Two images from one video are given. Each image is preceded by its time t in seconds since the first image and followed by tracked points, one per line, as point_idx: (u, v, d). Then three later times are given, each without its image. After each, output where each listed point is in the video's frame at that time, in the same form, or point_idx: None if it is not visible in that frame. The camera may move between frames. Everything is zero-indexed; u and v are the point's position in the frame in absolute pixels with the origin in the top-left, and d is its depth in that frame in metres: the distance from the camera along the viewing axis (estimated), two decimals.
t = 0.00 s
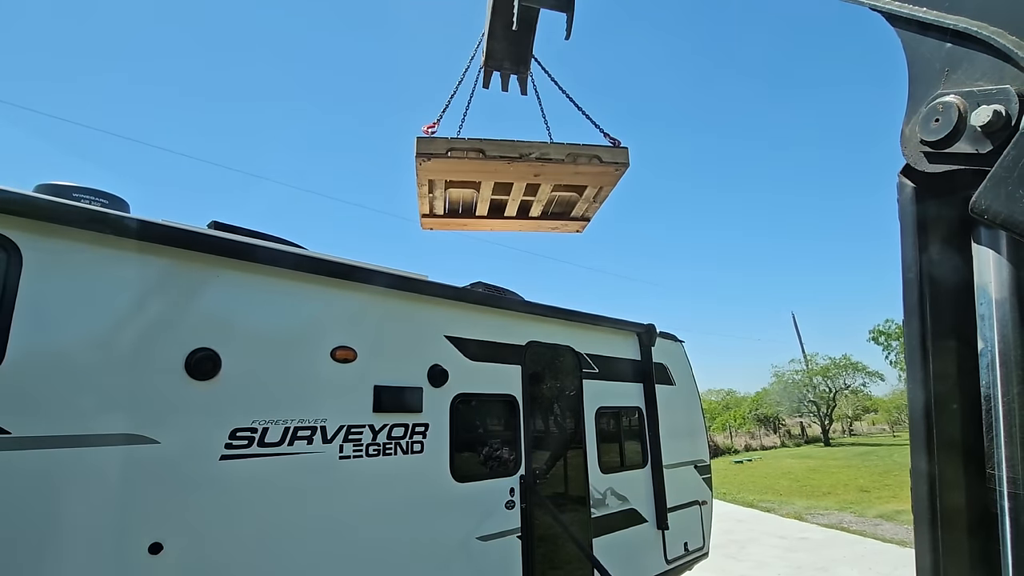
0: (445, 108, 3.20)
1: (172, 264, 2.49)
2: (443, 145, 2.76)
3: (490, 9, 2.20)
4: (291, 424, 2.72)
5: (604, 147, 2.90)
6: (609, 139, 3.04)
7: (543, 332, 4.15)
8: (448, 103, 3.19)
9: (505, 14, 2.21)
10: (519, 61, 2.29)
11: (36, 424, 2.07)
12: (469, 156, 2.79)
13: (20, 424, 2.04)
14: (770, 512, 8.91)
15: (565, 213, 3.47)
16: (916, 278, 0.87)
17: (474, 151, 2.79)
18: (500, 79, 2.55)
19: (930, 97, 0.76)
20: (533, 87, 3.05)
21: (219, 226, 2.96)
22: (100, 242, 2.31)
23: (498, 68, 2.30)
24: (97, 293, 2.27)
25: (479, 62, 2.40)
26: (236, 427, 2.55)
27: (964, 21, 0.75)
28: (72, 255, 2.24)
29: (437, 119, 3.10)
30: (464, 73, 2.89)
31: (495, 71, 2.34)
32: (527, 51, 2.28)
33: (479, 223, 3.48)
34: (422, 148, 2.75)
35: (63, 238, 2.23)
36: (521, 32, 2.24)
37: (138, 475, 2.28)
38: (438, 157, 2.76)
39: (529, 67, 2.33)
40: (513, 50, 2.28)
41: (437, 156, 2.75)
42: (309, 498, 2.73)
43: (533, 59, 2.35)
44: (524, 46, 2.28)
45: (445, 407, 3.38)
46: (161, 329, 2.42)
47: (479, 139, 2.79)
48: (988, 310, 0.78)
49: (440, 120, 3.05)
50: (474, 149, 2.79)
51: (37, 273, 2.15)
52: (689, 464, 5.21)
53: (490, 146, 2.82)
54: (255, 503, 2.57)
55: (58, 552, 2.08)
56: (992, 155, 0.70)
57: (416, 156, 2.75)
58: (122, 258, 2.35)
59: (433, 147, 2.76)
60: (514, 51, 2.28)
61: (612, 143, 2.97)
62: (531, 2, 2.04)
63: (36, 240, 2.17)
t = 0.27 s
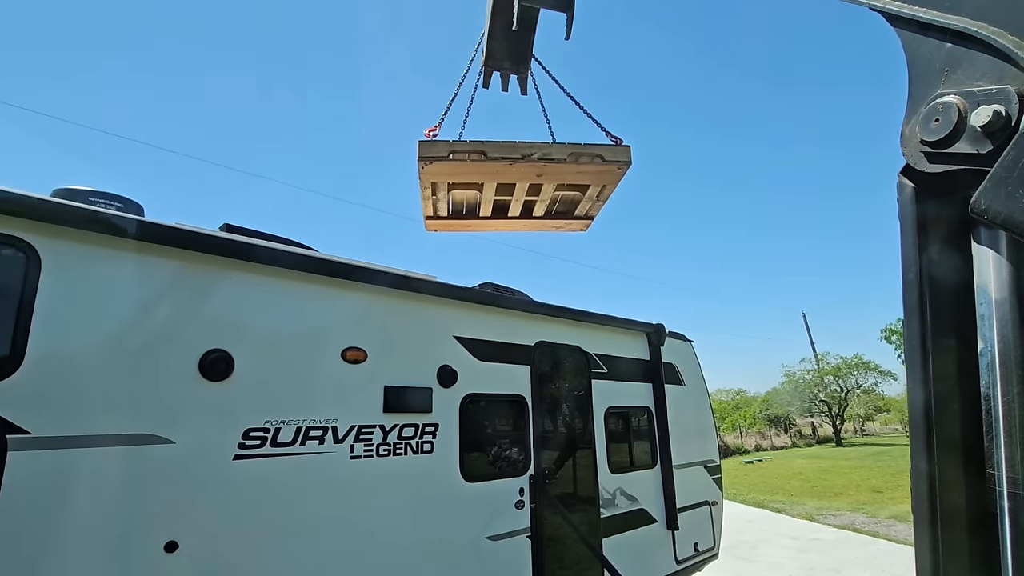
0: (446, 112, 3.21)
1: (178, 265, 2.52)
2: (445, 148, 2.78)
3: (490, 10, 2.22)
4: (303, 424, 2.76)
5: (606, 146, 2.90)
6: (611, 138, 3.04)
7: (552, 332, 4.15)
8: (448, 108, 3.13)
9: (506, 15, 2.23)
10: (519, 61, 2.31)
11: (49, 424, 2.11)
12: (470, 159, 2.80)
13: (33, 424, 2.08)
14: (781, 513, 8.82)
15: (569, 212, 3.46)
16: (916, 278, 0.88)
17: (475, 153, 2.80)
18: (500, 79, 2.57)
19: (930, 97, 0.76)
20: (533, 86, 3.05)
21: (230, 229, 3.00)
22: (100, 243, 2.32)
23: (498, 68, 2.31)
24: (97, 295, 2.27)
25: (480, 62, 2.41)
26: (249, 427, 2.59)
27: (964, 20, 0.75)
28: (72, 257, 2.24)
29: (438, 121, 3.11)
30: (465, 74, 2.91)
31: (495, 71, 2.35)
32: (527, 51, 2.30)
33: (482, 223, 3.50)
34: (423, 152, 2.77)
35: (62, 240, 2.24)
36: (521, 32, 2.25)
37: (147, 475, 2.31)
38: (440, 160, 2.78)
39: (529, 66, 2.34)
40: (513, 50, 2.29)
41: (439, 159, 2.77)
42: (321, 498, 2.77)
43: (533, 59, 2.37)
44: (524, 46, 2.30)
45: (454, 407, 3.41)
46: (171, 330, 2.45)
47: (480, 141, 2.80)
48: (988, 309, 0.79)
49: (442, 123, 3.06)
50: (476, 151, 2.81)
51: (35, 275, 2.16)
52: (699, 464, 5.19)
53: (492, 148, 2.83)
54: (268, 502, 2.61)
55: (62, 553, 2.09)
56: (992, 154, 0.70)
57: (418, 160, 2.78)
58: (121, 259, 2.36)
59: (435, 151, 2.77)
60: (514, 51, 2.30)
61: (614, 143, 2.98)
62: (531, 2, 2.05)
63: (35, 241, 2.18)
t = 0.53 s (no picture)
0: (446, 115, 3.25)
1: (188, 266, 2.55)
2: (444, 154, 2.80)
3: (490, 10, 2.23)
4: (314, 425, 2.79)
5: (605, 150, 2.89)
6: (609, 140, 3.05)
7: (560, 332, 4.16)
8: (448, 109, 3.23)
9: (506, 15, 2.24)
10: (519, 61, 2.32)
11: (63, 425, 2.14)
12: (470, 163, 2.82)
13: (47, 425, 2.12)
14: (793, 514, 8.74)
15: (569, 213, 3.46)
16: (916, 278, 0.89)
17: (474, 158, 2.81)
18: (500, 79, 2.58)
19: (931, 97, 0.77)
20: (533, 87, 3.06)
21: (241, 232, 3.04)
22: (105, 245, 2.34)
23: (498, 68, 2.32)
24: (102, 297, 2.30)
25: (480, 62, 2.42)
26: (262, 427, 2.63)
27: (964, 20, 0.75)
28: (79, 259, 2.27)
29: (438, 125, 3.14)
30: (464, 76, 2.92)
31: (495, 71, 2.36)
32: (527, 51, 2.31)
33: (484, 224, 3.51)
34: (423, 158, 2.80)
35: (67, 241, 2.26)
36: (521, 32, 2.26)
37: (156, 475, 2.34)
38: (439, 165, 2.81)
39: (529, 66, 2.35)
40: (513, 50, 2.31)
41: (438, 164, 2.80)
42: (333, 497, 2.80)
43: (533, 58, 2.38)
44: (523, 46, 2.31)
45: (464, 407, 3.43)
46: (182, 331, 2.49)
47: (479, 146, 2.80)
48: (988, 309, 0.80)
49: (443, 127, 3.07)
50: (475, 156, 2.82)
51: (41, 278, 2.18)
52: (709, 464, 5.17)
53: (491, 153, 2.83)
54: (281, 501, 2.65)
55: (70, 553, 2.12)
56: (991, 155, 0.70)
57: (418, 166, 2.81)
58: (126, 261, 2.38)
59: (434, 156, 2.80)
60: (513, 51, 2.31)
61: (613, 145, 2.98)
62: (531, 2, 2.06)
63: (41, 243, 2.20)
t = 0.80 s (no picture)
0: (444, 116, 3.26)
1: (199, 269, 2.59)
2: (441, 159, 2.82)
3: (490, 10, 2.24)
4: (325, 425, 2.83)
5: (601, 154, 2.92)
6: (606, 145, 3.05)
7: (568, 332, 4.16)
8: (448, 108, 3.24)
9: (506, 15, 2.25)
10: (519, 61, 2.32)
11: (80, 425, 2.19)
12: (467, 169, 2.84)
13: (65, 425, 2.16)
14: (803, 514, 8.66)
15: (567, 214, 3.47)
16: (917, 278, 0.91)
17: (471, 164, 2.83)
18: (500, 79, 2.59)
19: (931, 97, 0.78)
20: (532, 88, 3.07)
21: (253, 234, 3.09)
22: (102, 245, 2.35)
23: (498, 68, 2.33)
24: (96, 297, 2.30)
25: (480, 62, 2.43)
26: (274, 427, 2.67)
27: (963, 20, 0.76)
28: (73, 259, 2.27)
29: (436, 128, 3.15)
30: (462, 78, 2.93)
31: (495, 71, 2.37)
32: (527, 51, 2.31)
33: (482, 224, 3.53)
34: (420, 163, 2.81)
35: (62, 241, 2.26)
36: (521, 32, 2.27)
37: (169, 475, 2.38)
38: (437, 170, 2.83)
39: (529, 66, 2.35)
40: (513, 50, 2.31)
41: (436, 170, 2.82)
42: (345, 496, 2.84)
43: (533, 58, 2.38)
44: (524, 46, 2.32)
45: (473, 407, 3.45)
46: (195, 332, 2.53)
47: (477, 152, 2.80)
48: (988, 310, 0.82)
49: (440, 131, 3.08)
50: (472, 161, 2.83)
51: (37, 278, 2.19)
52: (719, 464, 5.14)
53: (488, 158, 2.84)
54: (294, 500, 2.69)
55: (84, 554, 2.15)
56: (991, 154, 0.71)
57: (416, 170, 2.83)
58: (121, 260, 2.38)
59: (431, 162, 2.82)
60: (514, 51, 2.31)
61: (609, 149, 2.99)
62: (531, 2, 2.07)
63: (37, 242, 2.21)
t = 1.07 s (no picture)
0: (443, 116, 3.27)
1: (209, 270, 2.62)
2: (437, 162, 2.83)
3: (490, 11, 2.25)
4: (336, 425, 2.86)
5: (596, 159, 2.93)
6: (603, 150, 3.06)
7: (577, 332, 4.16)
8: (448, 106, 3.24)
9: (506, 16, 2.26)
10: (518, 61, 2.33)
11: (96, 424, 2.24)
12: (463, 172, 2.86)
13: (81, 425, 2.21)
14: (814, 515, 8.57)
15: (563, 215, 3.48)
16: (916, 278, 0.91)
17: (468, 167, 2.85)
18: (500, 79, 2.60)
19: (931, 96, 0.78)
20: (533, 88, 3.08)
21: (264, 236, 3.13)
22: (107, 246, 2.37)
23: (498, 68, 2.34)
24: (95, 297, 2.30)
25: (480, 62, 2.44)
26: (286, 427, 2.70)
27: (963, 20, 0.77)
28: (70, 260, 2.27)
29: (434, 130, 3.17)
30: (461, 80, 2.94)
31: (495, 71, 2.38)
32: (527, 51, 2.32)
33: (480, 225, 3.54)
34: (417, 165, 2.83)
35: (58, 241, 2.26)
36: (521, 32, 2.28)
37: (181, 474, 2.41)
38: (433, 172, 2.85)
39: (528, 66, 2.36)
40: (513, 50, 2.32)
41: (432, 172, 2.83)
42: (356, 496, 2.87)
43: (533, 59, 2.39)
44: (524, 47, 2.33)
45: (483, 407, 3.47)
46: (206, 333, 2.56)
47: (475, 155, 2.84)
48: (987, 309, 0.82)
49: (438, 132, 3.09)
50: (469, 164, 2.85)
51: (35, 279, 2.20)
52: (729, 464, 5.11)
53: (484, 161, 2.87)
54: (306, 499, 2.72)
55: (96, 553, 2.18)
56: (992, 154, 0.71)
57: (412, 172, 2.85)
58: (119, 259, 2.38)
59: (428, 164, 2.83)
60: (514, 51, 2.32)
61: (605, 154, 3.00)
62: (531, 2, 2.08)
63: (32, 242, 2.21)
